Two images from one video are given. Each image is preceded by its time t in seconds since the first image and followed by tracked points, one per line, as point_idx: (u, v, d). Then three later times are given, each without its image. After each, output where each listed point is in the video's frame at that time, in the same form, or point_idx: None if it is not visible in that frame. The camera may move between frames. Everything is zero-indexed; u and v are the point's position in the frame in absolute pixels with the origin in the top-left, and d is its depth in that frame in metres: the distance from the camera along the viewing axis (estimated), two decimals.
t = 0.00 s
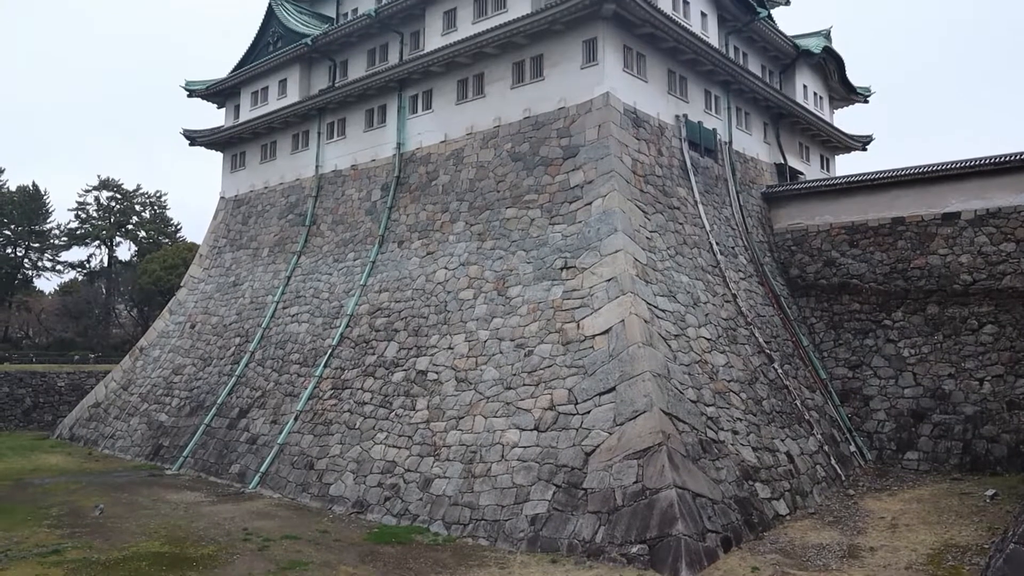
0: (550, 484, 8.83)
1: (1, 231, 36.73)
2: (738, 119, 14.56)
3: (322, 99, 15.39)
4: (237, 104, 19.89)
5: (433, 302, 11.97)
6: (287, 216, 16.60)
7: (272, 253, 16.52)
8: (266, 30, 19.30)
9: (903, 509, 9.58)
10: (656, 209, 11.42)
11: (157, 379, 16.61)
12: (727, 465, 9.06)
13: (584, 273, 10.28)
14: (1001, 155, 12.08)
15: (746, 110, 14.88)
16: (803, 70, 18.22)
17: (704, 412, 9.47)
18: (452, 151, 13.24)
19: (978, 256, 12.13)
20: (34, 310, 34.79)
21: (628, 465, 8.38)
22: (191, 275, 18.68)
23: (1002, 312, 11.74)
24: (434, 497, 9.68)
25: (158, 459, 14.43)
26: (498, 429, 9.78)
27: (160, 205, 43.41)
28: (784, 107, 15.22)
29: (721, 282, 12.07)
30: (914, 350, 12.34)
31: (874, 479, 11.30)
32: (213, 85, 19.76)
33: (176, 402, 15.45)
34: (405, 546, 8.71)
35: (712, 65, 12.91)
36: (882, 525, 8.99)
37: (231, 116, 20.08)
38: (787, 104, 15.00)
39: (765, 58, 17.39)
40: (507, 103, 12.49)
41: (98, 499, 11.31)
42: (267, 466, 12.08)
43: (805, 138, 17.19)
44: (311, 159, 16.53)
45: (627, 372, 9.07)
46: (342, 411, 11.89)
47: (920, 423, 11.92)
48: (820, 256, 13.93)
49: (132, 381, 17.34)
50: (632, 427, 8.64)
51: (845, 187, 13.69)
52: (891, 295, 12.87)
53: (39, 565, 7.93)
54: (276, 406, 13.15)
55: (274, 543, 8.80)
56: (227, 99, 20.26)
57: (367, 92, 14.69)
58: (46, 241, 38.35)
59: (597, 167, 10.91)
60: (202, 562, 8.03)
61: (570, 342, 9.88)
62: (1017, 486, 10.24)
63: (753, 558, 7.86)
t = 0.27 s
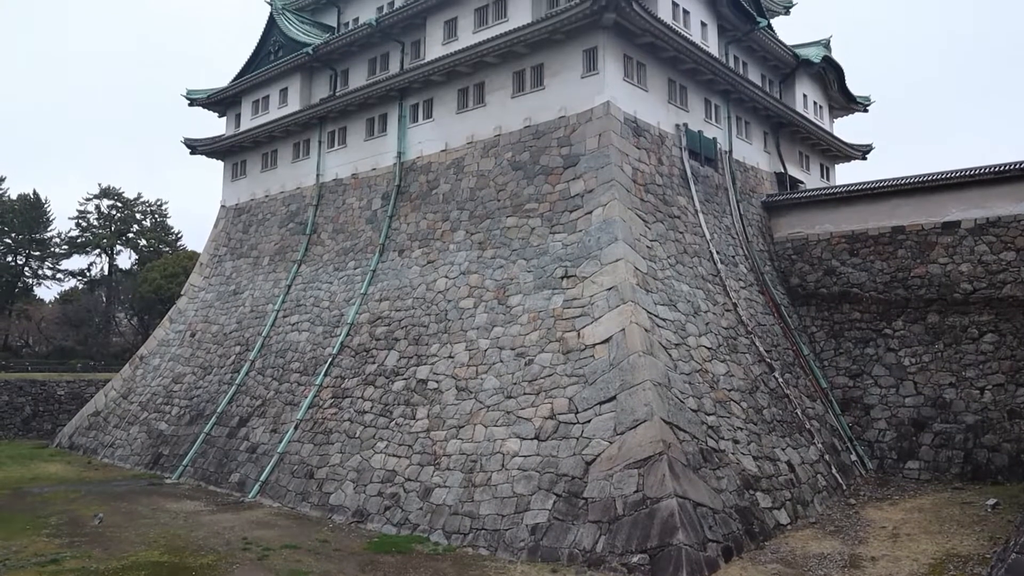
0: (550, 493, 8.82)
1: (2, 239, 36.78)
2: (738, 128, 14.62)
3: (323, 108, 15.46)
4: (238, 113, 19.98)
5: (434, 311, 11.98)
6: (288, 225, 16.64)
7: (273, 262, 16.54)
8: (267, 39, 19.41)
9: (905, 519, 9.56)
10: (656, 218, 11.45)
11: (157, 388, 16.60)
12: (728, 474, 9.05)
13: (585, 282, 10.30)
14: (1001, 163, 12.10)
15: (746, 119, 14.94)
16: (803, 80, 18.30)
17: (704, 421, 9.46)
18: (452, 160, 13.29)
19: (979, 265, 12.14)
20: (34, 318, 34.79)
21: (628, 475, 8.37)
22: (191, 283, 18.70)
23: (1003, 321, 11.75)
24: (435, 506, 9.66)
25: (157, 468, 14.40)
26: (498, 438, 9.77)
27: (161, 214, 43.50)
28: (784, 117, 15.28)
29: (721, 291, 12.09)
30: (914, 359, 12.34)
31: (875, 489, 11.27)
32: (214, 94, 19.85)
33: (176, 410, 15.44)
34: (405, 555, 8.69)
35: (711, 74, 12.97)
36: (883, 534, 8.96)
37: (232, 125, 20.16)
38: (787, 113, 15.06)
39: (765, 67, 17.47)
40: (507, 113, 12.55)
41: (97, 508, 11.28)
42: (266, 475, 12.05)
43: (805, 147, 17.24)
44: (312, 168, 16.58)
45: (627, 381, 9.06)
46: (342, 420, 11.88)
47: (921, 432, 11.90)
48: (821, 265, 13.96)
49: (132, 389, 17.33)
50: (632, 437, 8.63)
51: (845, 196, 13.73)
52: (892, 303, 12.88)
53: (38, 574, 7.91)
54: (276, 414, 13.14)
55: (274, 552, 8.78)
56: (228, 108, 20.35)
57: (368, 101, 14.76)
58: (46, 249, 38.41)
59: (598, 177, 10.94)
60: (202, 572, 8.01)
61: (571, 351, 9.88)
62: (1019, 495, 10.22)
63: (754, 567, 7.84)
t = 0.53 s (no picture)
0: (550, 501, 8.80)
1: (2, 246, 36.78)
2: (738, 136, 14.68)
3: (323, 116, 15.51)
4: (238, 121, 20.04)
5: (434, 319, 11.99)
6: (288, 233, 16.66)
7: (272, 269, 16.56)
8: (267, 47, 19.49)
9: (905, 526, 9.54)
10: (656, 225, 11.48)
11: (156, 395, 16.57)
12: (728, 482, 9.04)
13: (584, 290, 10.31)
14: (999, 171, 12.13)
15: (745, 126, 15.00)
16: (802, 87, 18.38)
17: (704, 429, 9.46)
18: (452, 168, 13.33)
19: (978, 272, 12.16)
20: (33, 325, 34.77)
21: (628, 482, 8.36)
22: (191, 291, 18.70)
23: (1002, 328, 11.76)
24: (434, 514, 9.63)
25: (156, 476, 14.36)
26: (498, 446, 9.76)
27: (160, 221, 43.55)
28: (783, 124, 15.34)
29: (721, 298, 12.10)
30: (914, 366, 12.34)
31: (875, 496, 11.25)
32: (214, 101, 19.91)
33: (175, 418, 15.41)
34: (404, 563, 8.66)
35: (710, 82, 13.03)
36: (883, 542, 8.95)
37: (232, 132, 20.22)
38: (786, 121, 15.12)
39: (764, 75, 17.55)
40: (507, 120, 12.60)
41: (96, 516, 11.25)
42: (265, 483, 12.02)
43: (804, 154, 17.30)
44: (311, 175, 16.62)
45: (627, 389, 9.06)
46: (341, 428, 11.86)
47: (921, 439, 11.90)
48: (820, 272, 13.98)
49: (131, 397, 17.31)
50: (632, 444, 8.62)
51: (843, 204, 13.77)
52: (891, 311, 12.90)
53: None
54: (275, 422, 13.12)
55: (273, 560, 8.76)
56: (228, 116, 20.41)
57: (368, 109, 14.81)
58: (46, 256, 38.42)
59: (597, 184, 10.97)
60: None
61: (570, 359, 9.89)
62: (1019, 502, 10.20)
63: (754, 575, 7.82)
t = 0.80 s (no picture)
0: (552, 509, 8.79)
1: (4, 253, 36.88)
2: (739, 143, 14.71)
3: (325, 124, 15.57)
4: (240, 129, 20.12)
5: (435, 326, 12.00)
6: (289, 240, 16.70)
7: (274, 277, 16.59)
8: (270, 55, 19.58)
9: (908, 534, 9.51)
10: (658, 233, 11.50)
11: (158, 403, 16.58)
12: (730, 490, 9.02)
13: (586, 297, 10.32)
14: (1001, 178, 12.13)
15: (746, 134, 15.04)
16: (803, 95, 18.43)
17: (706, 437, 9.45)
18: (453, 176, 13.36)
19: (980, 279, 12.15)
20: (35, 332, 34.82)
21: (630, 490, 8.35)
22: (193, 298, 18.73)
23: (1005, 335, 11.74)
24: (435, 522, 9.62)
25: (158, 483, 14.35)
26: (500, 453, 9.76)
27: (162, 229, 43.68)
28: (784, 132, 15.38)
29: (723, 306, 12.11)
30: (917, 374, 12.32)
31: (878, 504, 11.22)
32: (216, 109, 20.00)
33: (176, 426, 15.41)
34: (406, 571, 8.64)
35: (711, 89, 13.08)
36: (886, 550, 8.91)
37: (234, 140, 20.30)
38: (787, 128, 15.16)
39: (765, 83, 17.60)
40: (509, 128, 12.64)
41: (97, 524, 11.24)
42: (267, 490, 12.01)
43: (806, 162, 17.34)
44: (313, 183, 16.67)
45: (629, 397, 9.05)
46: (343, 436, 11.86)
47: (924, 447, 11.87)
48: (822, 279, 13.99)
49: (133, 404, 17.32)
50: (634, 452, 8.61)
51: (845, 211, 13.79)
52: (893, 318, 12.89)
53: None
54: (277, 430, 13.12)
55: (274, 568, 8.74)
56: (230, 123, 20.50)
57: (370, 117, 14.87)
58: (48, 264, 38.52)
59: (599, 192, 10.99)
60: None
61: (572, 366, 9.89)
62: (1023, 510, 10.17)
63: None
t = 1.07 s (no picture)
0: (552, 518, 8.77)
1: (5, 261, 36.94)
2: (739, 152, 14.75)
3: (327, 132, 15.62)
4: (241, 137, 20.20)
5: (435, 335, 12.01)
6: (290, 248, 16.73)
7: (275, 285, 16.61)
8: (271, 64, 19.68)
9: (910, 544, 9.47)
10: (658, 241, 11.51)
11: (158, 411, 16.56)
12: (731, 499, 9.00)
13: (586, 306, 10.32)
14: (1002, 186, 12.15)
15: (747, 142, 15.08)
16: (803, 103, 18.50)
17: (707, 446, 9.43)
18: (454, 185, 13.40)
19: (981, 288, 12.15)
20: (35, 340, 34.83)
21: (631, 499, 8.32)
22: (193, 306, 18.75)
23: (1006, 344, 11.73)
24: (436, 531, 9.59)
25: (157, 492, 14.32)
26: (500, 462, 9.74)
27: (163, 237, 43.76)
28: (784, 140, 15.42)
29: (724, 314, 12.11)
30: (918, 382, 12.31)
31: (880, 513, 11.18)
32: (217, 118, 20.07)
33: (176, 434, 15.39)
34: None
35: (711, 98, 13.13)
36: (888, 560, 8.87)
37: (236, 149, 20.36)
38: (787, 136, 15.21)
39: (765, 91, 17.66)
40: (509, 137, 12.68)
41: (96, 533, 11.20)
42: (267, 499, 11.99)
43: (806, 170, 17.38)
44: (314, 191, 16.72)
45: (629, 406, 9.04)
46: (343, 445, 11.84)
47: (925, 456, 11.84)
48: (823, 287, 14.00)
49: (133, 413, 17.30)
50: (634, 461, 8.60)
51: (845, 219, 13.81)
52: (895, 326, 12.88)
53: None
54: (277, 438, 13.09)
55: None
56: (231, 132, 20.57)
57: (371, 125, 14.92)
58: (49, 272, 38.56)
59: (599, 201, 11.01)
60: None
61: (573, 375, 9.88)
62: None
63: None
